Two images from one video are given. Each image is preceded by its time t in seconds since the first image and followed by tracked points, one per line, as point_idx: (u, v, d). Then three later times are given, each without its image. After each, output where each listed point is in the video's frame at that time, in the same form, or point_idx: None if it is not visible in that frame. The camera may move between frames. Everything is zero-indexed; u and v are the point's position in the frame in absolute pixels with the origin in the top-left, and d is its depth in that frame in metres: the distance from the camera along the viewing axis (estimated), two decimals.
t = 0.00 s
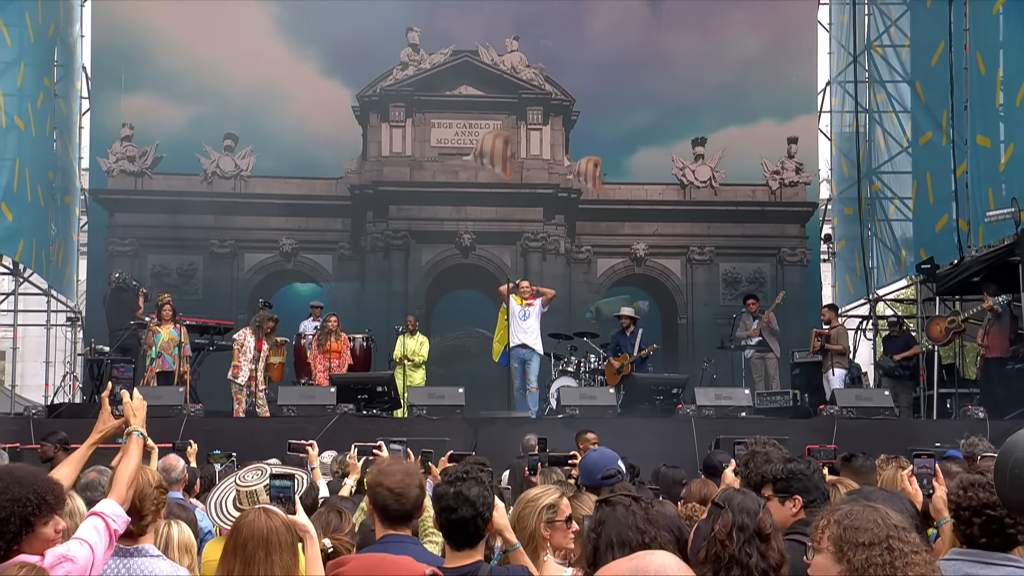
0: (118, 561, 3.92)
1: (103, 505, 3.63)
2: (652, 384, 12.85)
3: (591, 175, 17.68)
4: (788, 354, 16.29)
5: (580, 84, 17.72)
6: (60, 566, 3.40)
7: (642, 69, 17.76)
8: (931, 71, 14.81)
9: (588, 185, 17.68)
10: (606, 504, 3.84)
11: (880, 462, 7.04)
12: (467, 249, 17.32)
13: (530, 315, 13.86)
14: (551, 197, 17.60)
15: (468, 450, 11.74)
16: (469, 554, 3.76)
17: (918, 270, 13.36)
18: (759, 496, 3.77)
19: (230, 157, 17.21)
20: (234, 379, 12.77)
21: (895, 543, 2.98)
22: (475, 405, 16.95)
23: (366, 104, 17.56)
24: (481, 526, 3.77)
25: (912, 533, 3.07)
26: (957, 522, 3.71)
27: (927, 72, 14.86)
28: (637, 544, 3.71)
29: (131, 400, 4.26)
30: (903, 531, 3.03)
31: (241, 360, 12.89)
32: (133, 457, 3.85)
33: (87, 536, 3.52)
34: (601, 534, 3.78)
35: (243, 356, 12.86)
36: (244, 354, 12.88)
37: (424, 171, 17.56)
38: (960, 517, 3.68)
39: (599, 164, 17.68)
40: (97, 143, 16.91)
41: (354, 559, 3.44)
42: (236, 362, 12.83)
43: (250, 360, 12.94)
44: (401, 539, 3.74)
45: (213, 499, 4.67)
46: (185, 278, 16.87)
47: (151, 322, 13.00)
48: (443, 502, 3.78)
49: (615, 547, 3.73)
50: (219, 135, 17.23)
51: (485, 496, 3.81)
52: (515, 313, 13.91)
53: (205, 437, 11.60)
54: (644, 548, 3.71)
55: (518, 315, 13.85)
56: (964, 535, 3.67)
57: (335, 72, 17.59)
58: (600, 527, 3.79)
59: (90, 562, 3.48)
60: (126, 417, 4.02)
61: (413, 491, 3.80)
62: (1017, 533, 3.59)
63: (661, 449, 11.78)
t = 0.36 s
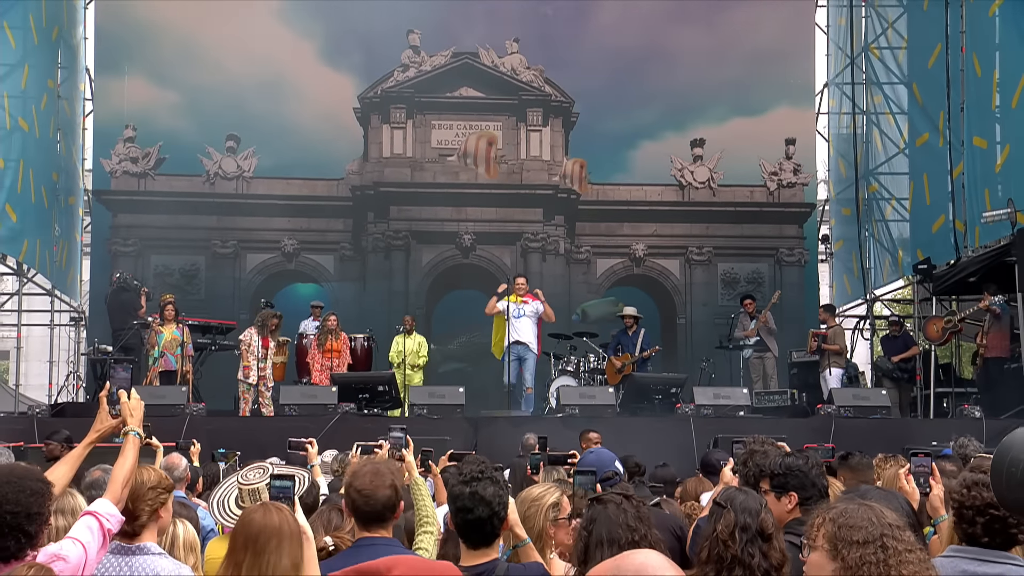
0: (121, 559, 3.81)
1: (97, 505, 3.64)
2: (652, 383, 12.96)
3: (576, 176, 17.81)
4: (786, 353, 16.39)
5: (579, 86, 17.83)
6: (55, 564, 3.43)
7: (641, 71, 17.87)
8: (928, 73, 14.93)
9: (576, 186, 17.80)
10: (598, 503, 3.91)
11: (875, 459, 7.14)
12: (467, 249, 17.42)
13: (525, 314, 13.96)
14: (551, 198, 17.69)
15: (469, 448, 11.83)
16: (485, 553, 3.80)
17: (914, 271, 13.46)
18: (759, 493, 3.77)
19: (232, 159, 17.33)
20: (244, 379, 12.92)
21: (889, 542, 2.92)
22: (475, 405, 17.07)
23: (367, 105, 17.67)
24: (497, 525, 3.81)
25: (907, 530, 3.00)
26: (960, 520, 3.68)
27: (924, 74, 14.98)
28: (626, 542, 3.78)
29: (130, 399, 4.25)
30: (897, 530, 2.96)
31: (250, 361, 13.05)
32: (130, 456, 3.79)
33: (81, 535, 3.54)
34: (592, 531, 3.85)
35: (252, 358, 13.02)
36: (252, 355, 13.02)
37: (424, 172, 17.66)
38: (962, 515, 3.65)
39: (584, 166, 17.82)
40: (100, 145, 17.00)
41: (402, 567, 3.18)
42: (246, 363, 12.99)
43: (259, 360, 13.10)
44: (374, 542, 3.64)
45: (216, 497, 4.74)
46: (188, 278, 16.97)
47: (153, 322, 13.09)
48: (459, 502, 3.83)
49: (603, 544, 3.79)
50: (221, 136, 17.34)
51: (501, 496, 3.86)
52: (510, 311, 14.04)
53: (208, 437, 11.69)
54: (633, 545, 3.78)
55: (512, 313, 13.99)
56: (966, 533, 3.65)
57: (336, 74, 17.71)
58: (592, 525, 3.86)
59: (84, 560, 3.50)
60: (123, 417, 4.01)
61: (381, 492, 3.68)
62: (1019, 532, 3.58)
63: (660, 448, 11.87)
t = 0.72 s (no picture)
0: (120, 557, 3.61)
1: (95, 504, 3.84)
2: (650, 382, 13.08)
3: (567, 179, 17.89)
4: (783, 353, 16.50)
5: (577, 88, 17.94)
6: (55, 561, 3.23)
7: (640, 72, 18.00)
8: (924, 75, 15.07)
9: (561, 189, 17.87)
10: (595, 502, 3.88)
11: (872, 458, 7.22)
12: (468, 249, 17.54)
13: (517, 313, 14.08)
14: (550, 199, 17.80)
15: (469, 447, 11.93)
16: (496, 550, 3.87)
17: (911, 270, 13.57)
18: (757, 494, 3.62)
19: (234, 159, 17.43)
20: (251, 379, 13.11)
21: (886, 540, 2.88)
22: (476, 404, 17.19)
23: (368, 107, 17.79)
24: (506, 523, 3.86)
25: (906, 529, 2.95)
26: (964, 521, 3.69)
27: (921, 75, 15.12)
28: (625, 540, 3.74)
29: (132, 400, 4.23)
30: (895, 528, 2.92)
31: (257, 362, 13.20)
32: (129, 456, 4.02)
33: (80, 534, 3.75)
34: (590, 530, 3.82)
35: (259, 361, 13.18)
36: (259, 355, 13.19)
37: (425, 173, 17.77)
38: (968, 517, 3.64)
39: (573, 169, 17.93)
40: (103, 145, 17.09)
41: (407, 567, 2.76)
42: (252, 364, 13.14)
43: (265, 360, 13.24)
44: (367, 543, 3.75)
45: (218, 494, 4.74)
46: (190, 278, 17.06)
47: (156, 322, 13.19)
48: (469, 500, 3.87)
49: (604, 543, 3.76)
50: (224, 137, 17.45)
51: (511, 494, 3.90)
52: (501, 310, 14.14)
53: (210, 436, 11.78)
54: (631, 544, 3.74)
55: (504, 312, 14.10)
56: (968, 534, 3.65)
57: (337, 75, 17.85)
58: (589, 523, 3.83)
59: (82, 556, 3.71)
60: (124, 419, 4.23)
61: (372, 492, 3.76)
62: (1021, 531, 3.59)
63: (659, 446, 11.97)
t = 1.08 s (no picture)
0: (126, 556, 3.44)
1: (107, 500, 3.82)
2: (649, 381, 13.20)
3: (555, 181, 17.99)
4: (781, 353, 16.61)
5: (576, 89, 18.03)
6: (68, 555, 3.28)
7: (639, 73, 18.10)
8: (921, 77, 15.18)
9: (548, 190, 17.96)
10: (612, 499, 3.64)
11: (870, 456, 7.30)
12: (468, 250, 17.67)
13: (507, 309, 14.15)
14: (549, 200, 17.92)
15: (469, 446, 12.02)
16: (493, 548, 3.92)
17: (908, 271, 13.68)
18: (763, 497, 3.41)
19: (236, 160, 17.54)
20: (255, 379, 13.25)
21: (884, 538, 2.97)
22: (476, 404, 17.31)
23: (370, 109, 17.89)
24: (504, 522, 3.88)
25: (900, 526, 3.05)
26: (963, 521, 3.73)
27: (918, 77, 15.23)
28: (643, 537, 3.53)
29: (137, 401, 4.39)
30: (891, 526, 3.01)
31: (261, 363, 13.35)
32: (138, 455, 4.05)
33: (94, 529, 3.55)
34: (608, 527, 3.59)
35: (262, 362, 13.32)
36: (261, 356, 13.31)
37: (426, 174, 17.87)
38: (966, 517, 3.69)
39: (563, 171, 18.03)
40: (106, 147, 17.19)
41: (406, 561, 2.54)
42: (255, 366, 13.31)
43: (268, 360, 13.35)
44: (367, 543, 3.79)
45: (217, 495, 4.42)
46: (193, 278, 17.16)
47: (159, 322, 13.29)
48: (467, 498, 3.88)
49: (620, 541, 3.54)
50: (227, 138, 17.58)
51: (508, 492, 3.90)
52: (493, 307, 14.27)
53: (212, 435, 11.87)
54: (650, 541, 3.53)
55: (495, 309, 14.25)
56: (966, 533, 3.70)
57: (338, 77, 17.96)
58: (607, 521, 3.60)
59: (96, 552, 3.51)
60: (131, 417, 4.24)
61: (372, 492, 3.76)
62: (1020, 528, 3.65)
63: (658, 445, 12.07)
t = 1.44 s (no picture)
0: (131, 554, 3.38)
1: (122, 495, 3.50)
2: (648, 380, 13.31)
3: (536, 181, 18.08)
4: (779, 353, 16.73)
5: (575, 90, 18.13)
6: (89, 552, 2.87)
7: (639, 75, 18.21)
8: (918, 78, 15.32)
9: (533, 191, 18.06)
10: (616, 497, 3.59)
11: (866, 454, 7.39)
12: (468, 250, 17.79)
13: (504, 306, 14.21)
14: (549, 201, 18.02)
15: (470, 445, 12.10)
16: (490, 546, 3.89)
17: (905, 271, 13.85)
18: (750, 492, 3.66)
19: (239, 161, 17.66)
20: (253, 380, 13.33)
21: (882, 536, 2.83)
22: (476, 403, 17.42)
23: (371, 110, 17.97)
24: (502, 520, 3.86)
25: (897, 524, 2.91)
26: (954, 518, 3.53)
27: (914, 79, 15.38)
28: (648, 536, 3.48)
29: (142, 397, 4.17)
30: (888, 524, 2.86)
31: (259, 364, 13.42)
32: (148, 452, 3.88)
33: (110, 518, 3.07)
34: (613, 526, 3.54)
35: (261, 362, 13.40)
36: (260, 356, 13.40)
37: (426, 175, 17.98)
38: (957, 512, 3.51)
39: (544, 171, 18.11)
40: (109, 147, 17.29)
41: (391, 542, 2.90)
42: (254, 366, 13.40)
43: (266, 360, 13.42)
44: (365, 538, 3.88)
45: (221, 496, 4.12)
46: (195, 279, 17.26)
47: (162, 322, 13.39)
48: (466, 496, 3.84)
49: (626, 540, 3.49)
50: (229, 140, 17.68)
51: (507, 490, 3.87)
52: (491, 303, 14.31)
53: (215, 433, 11.96)
54: (655, 539, 3.48)
55: (493, 305, 14.29)
56: (960, 530, 3.49)
57: (338, 79, 18.05)
58: (612, 520, 3.55)
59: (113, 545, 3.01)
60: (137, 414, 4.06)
61: (370, 490, 3.75)
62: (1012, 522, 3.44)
63: (657, 443, 12.16)
